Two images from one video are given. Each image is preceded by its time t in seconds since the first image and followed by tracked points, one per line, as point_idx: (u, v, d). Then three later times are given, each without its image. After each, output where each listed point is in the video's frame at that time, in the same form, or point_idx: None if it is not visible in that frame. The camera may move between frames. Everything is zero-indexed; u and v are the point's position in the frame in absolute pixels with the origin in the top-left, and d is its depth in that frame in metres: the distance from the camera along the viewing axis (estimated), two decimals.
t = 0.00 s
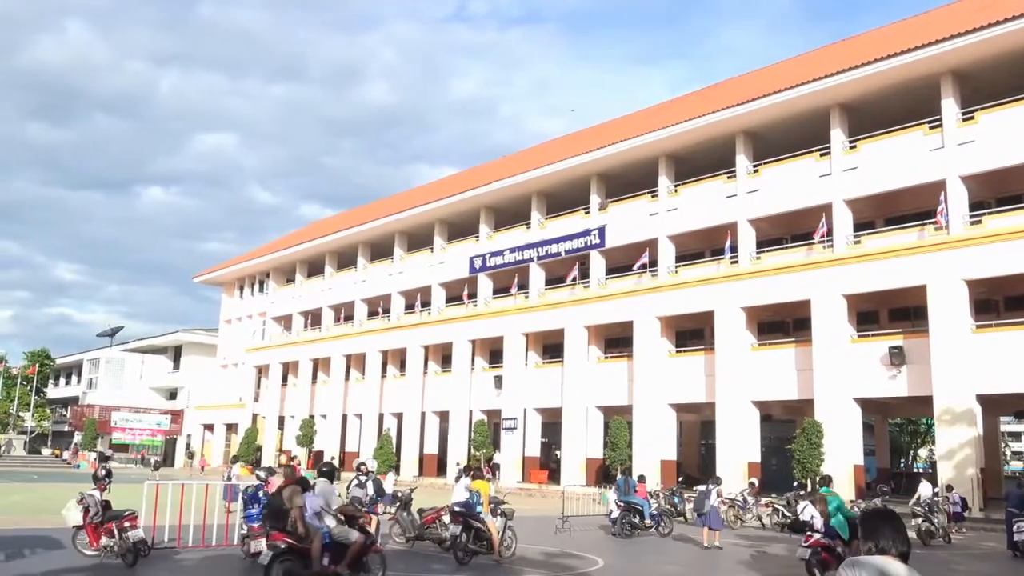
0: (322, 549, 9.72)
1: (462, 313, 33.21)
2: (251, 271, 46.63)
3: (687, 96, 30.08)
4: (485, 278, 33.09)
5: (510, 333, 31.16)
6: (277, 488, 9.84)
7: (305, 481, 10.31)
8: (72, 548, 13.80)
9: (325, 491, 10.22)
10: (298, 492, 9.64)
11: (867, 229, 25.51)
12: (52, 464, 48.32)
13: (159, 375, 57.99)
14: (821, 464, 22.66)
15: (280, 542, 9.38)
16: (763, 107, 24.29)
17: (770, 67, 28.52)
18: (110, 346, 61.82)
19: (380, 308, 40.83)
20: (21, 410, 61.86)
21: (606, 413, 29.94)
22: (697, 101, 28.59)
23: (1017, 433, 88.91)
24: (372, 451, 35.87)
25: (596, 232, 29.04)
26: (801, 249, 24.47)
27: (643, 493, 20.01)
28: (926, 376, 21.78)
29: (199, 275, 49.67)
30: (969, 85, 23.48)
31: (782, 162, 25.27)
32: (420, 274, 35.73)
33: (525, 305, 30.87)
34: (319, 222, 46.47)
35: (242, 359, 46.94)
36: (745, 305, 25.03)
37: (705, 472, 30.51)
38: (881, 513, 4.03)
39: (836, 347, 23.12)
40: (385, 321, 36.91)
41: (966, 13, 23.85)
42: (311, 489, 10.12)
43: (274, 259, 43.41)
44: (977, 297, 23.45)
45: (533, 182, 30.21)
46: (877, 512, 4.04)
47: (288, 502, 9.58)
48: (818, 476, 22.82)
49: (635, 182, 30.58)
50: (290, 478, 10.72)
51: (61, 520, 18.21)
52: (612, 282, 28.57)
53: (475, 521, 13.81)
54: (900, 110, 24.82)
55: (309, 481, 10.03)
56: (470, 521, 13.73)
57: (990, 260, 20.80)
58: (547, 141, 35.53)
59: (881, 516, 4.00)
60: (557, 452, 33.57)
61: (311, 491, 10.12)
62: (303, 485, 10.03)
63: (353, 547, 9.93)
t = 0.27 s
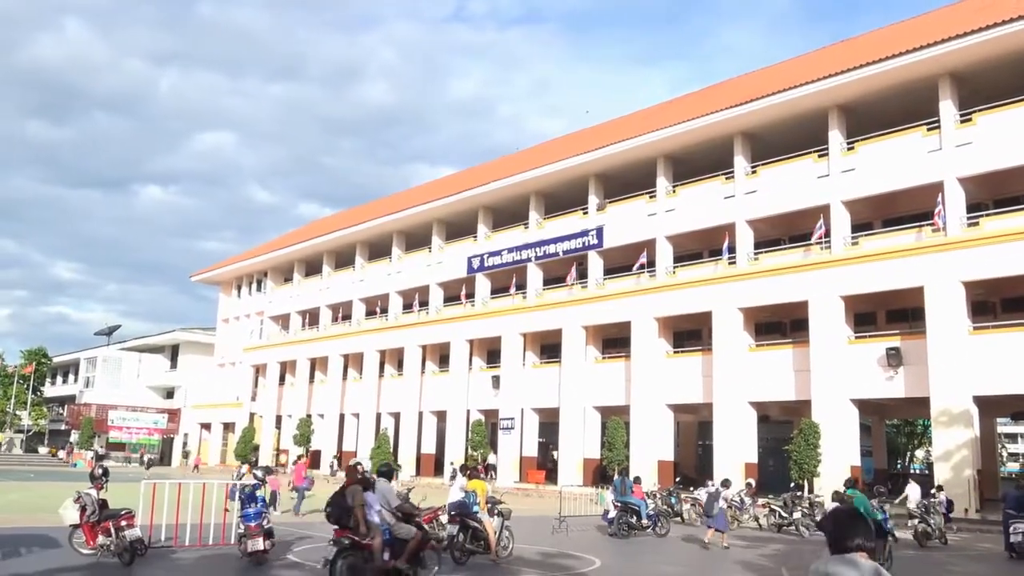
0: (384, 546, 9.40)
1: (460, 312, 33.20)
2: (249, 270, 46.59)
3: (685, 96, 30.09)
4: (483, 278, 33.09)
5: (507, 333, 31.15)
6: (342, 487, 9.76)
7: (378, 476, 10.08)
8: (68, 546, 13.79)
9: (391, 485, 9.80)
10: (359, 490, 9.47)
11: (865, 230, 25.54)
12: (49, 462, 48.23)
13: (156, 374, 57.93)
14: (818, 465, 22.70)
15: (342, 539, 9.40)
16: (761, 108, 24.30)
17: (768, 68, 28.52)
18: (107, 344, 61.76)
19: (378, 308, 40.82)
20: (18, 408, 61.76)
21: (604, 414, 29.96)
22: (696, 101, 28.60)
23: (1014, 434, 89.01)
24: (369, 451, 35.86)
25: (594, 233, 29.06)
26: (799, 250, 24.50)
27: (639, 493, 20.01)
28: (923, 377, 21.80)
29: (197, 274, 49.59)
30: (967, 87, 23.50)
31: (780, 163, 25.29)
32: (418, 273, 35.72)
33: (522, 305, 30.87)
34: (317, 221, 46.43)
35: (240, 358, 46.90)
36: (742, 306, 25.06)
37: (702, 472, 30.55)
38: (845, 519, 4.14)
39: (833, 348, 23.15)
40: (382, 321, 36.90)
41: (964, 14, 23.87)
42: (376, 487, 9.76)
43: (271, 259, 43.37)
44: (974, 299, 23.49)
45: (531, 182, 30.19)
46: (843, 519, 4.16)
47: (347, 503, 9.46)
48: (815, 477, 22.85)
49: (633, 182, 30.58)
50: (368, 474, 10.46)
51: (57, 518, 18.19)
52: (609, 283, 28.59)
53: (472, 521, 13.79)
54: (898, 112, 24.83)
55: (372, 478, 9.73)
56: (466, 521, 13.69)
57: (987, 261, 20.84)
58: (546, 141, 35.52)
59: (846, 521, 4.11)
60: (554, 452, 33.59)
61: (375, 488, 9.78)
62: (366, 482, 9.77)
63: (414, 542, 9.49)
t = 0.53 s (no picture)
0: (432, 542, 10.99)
1: (459, 313, 33.20)
2: (247, 270, 46.57)
3: (684, 98, 30.12)
4: (482, 278, 33.09)
5: (506, 334, 31.16)
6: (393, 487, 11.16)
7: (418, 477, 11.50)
8: (66, 546, 13.77)
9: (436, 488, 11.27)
10: (410, 491, 10.90)
11: (863, 232, 25.57)
12: (46, 461, 48.18)
13: (154, 373, 57.89)
14: (816, 467, 22.72)
15: (395, 536, 10.83)
16: (760, 110, 24.33)
17: (767, 70, 28.55)
18: (104, 343, 61.72)
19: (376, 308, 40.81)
20: (15, 407, 61.69)
21: (602, 415, 29.96)
22: (695, 103, 28.62)
23: (1010, 437, 89.16)
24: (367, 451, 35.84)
25: (593, 234, 29.07)
26: (797, 252, 24.52)
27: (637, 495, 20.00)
28: (921, 380, 21.82)
29: (194, 273, 49.55)
30: (965, 90, 23.54)
31: (779, 165, 25.31)
32: (417, 274, 35.72)
33: (521, 306, 30.87)
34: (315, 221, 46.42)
35: (237, 358, 46.88)
36: (741, 308, 25.08)
37: (699, 474, 30.56)
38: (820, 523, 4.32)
39: (831, 350, 23.17)
40: (381, 321, 36.89)
41: (962, 18, 23.91)
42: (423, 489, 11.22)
43: (270, 258, 43.37)
44: (972, 302, 23.52)
45: (531, 183, 30.21)
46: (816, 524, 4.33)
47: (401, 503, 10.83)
48: (812, 479, 22.88)
49: (632, 183, 30.60)
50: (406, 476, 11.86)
51: (54, 518, 18.17)
52: (608, 284, 28.60)
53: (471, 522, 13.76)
54: (897, 114, 24.87)
55: (420, 481, 11.17)
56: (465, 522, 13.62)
57: (985, 264, 20.87)
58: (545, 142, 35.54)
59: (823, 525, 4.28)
60: (552, 453, 33.62)
61: (423, 489, 11.25)
62: (416, 483, 11.22)
63: (460, 540, 11.08)
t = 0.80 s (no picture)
0: (477, 540, 11.75)
1: (459, 314, 33.20)
2: (247, 270, 46.56)
3: (685, 100, 30.12)
4: (482, 279, 33.09)
5: (505, 335, 31.15)
6: (440, 488, 12.00)
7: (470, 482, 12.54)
8: (64, 545, 13.75)
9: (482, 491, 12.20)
10: (455, 492, 11.74)
11: (863, 235, 25.59)
12: (44, 460, 48.15)
13: (153, 373, 57.88)
14: (815, 470, 22.72)
15: (444, 534, 11.61)
16: (761, 112, 24.34)
17: (767, 73, 28.58)
18: (104, 343, 61.72)
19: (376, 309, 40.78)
20: (14, 406, 61.68)
21: (601, 416, 29.96)
22: (695, 105, 28.64)
23: (1010, 441, 89.11)
24: (366, 451, 35.84)
25: (593, 235, 29.08)
26: (797, 255, 24.54)
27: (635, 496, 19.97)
28: (920, 383, 21.83)
29: (194, 273, 49.52)
30: (965, 94, 23.58)
31: (778, 167, 25.33)
32: (416, 274, 35.74)
33: (521, 307, 30.87)
34: (315, 221, 46.42)
35: (237, 358, 46.87)
36: (741, 310, 25.09)
37: (698, 476, 30.56)
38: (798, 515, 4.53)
39: (831, 353, 23.18)
40: (380, 322, 36.89)
41: (962, 22, 23.95)
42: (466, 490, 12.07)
43: (270, 258, 43.37)
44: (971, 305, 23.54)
45: (531, 184, 30.23)
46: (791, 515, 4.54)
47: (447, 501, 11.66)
48: (811, 481, 22.88)
49: (632, 185, 30.62)
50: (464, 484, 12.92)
51: (54, 517, 18.17)
52: (608, 285, 28.62)
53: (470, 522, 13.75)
54: (897, 117, 24.90)
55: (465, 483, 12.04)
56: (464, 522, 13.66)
57: (984, 268, 20.87)
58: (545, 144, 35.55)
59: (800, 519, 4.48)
60: (551, 454, 33.62)
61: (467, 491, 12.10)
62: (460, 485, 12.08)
63: (501, 539, 11.88)
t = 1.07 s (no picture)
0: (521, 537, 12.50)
1: (459, 313, 33.21)
2: (248, 268, 46.56)
3: (687, 100, 30.10)
4: (483, 278, 33.09)
5: (506, 334, 31.16)
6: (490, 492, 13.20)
7: (509, 483, 13.27)
8: (65, 541, 13.76)
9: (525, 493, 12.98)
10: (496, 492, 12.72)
11: (864, 236, 25.59)
12: (45, 457, 48.19)
13: (154, 370, 57.94)
14: (815, 471, 22.70)
15: (489, 532, 12.44)
16: (762, 113, 24.33)
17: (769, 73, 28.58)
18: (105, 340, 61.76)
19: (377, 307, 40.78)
20: (15, 403, 61.77)
21: (601, 416, 29.94)
22: (697, 106, 28.62)
23: (1011, 442, 89.05)
24: (366, 450, 35.86)
25: (594, 235, 29.07)
26: (798, 255, 24.52)
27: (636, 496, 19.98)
28: (921, 384, 21.82)
29: (195, 271, 49.54)
30: (967, 95, 23.56)
31: (780, 168, 25.32)
32: (417, 273, 35.74)
33: (522, 306, 30.86)
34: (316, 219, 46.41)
35: (237, 356, 46.89)
36: (742, 310, 25.08)
37: (698, 477, 30.57)
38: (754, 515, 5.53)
39: (832, 353, 23.17)
40: (381, 320, 36.90)
41: (964, 23, 23.94)
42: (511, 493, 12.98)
43: (271, 257, 43.38)
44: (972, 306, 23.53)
45: (532, 183, 30.23)
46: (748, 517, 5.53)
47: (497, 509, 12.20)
48: (811, 482, 22.87)
49: (633, 185, 30.61)
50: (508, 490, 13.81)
51: (55, 514, 18.18)
52: (609, 285, 28.61)
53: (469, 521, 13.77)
54: (898, 119, 24.89)
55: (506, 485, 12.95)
56: (464, 521, 13.69)
57: (985, 269, 20.85)
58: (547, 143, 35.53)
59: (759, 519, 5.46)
60: (551, 453, 33.63)
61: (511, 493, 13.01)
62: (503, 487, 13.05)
63: (541, 535, 12.57)
